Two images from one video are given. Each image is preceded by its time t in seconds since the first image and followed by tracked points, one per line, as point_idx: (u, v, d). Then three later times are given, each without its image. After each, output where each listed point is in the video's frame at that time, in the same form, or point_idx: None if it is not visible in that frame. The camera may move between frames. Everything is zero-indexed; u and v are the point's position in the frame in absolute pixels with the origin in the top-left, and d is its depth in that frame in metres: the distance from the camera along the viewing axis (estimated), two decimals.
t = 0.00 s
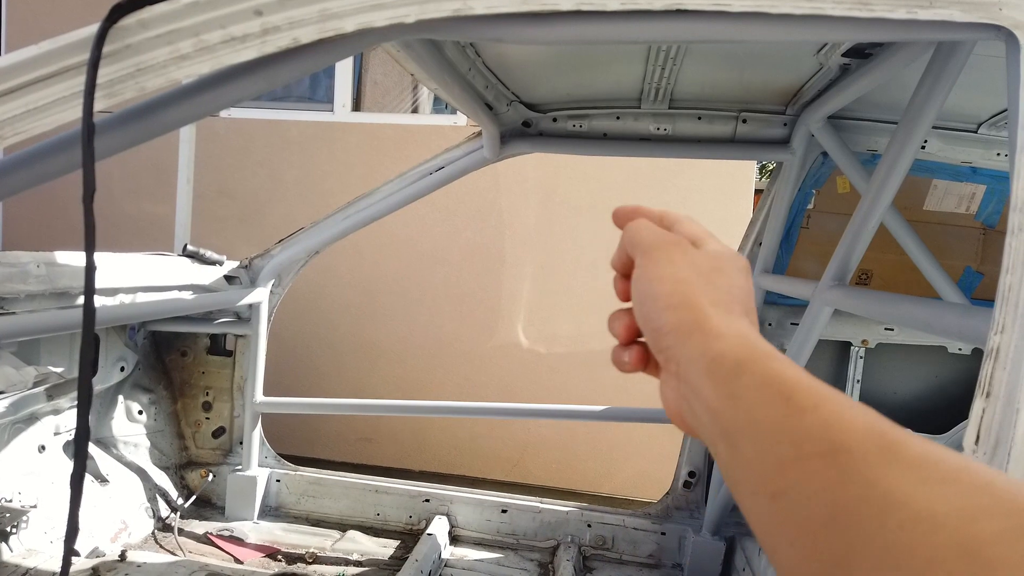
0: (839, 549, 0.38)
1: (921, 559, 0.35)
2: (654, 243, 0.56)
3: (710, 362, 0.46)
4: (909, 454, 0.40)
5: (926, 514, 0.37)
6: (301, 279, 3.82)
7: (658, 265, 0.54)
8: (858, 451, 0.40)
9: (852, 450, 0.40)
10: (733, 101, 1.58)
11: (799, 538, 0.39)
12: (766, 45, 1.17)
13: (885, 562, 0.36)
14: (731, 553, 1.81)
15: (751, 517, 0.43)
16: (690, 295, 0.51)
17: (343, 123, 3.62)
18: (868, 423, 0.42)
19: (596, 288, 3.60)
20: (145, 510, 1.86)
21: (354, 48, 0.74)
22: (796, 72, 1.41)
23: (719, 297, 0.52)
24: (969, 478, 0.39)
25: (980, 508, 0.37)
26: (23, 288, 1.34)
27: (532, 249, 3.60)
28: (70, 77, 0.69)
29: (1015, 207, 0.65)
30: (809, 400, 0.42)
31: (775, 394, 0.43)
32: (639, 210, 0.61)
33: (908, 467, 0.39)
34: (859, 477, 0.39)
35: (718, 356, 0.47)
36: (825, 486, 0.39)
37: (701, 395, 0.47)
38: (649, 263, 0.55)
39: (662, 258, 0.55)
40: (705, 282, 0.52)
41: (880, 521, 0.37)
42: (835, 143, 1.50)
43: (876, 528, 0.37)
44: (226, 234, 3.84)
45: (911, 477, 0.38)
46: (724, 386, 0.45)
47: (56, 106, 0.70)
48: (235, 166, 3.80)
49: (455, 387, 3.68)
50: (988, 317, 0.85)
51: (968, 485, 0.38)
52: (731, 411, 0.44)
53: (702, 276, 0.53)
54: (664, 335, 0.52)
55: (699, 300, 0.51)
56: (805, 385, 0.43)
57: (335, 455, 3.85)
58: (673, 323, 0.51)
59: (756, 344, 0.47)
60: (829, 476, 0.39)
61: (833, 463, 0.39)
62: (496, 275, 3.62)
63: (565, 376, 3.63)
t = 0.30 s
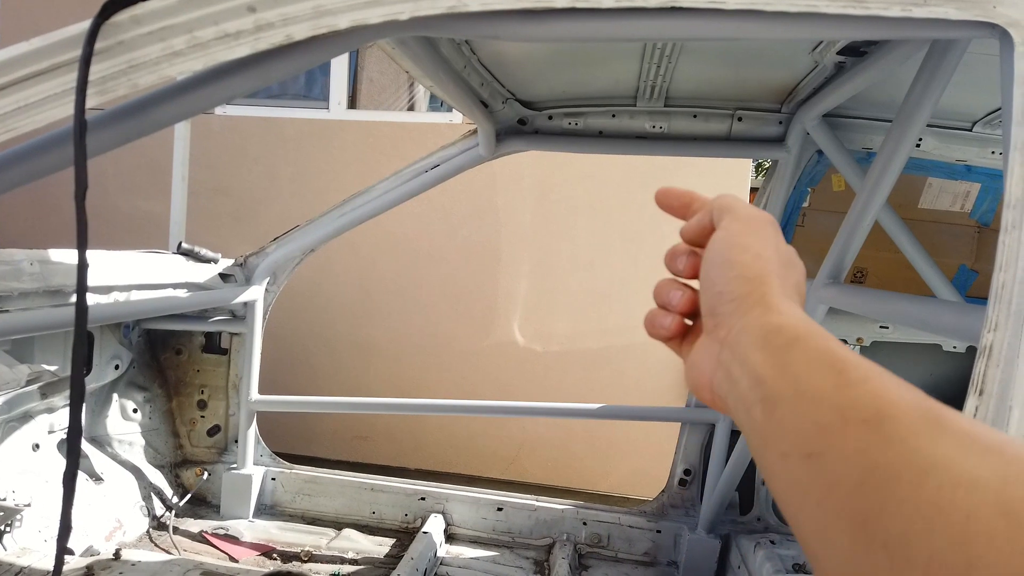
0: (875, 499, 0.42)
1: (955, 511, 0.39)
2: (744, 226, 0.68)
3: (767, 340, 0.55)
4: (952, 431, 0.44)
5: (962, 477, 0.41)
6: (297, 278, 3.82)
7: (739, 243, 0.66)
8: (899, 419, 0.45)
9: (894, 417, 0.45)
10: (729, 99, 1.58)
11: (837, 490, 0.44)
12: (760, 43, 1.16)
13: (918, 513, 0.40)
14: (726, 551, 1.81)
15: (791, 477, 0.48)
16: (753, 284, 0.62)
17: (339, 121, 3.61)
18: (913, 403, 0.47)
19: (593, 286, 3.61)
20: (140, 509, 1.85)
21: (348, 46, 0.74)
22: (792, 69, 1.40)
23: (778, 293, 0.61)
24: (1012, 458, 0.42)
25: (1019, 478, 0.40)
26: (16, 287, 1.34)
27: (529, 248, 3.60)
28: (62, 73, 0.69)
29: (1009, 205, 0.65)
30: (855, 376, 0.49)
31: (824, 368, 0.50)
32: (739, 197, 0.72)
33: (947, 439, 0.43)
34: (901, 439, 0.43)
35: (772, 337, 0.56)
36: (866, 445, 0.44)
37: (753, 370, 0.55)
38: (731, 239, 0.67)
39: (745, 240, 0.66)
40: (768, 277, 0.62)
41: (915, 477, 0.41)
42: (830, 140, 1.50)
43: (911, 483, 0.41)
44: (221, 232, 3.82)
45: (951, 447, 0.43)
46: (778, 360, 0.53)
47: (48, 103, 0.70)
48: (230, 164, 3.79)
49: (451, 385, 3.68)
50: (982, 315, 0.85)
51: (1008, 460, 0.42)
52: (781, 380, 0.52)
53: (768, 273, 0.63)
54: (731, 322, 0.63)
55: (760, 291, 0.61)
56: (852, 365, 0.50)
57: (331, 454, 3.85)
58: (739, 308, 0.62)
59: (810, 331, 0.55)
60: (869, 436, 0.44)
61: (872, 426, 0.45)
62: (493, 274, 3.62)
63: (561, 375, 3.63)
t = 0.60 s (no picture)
0: (867, 433, 0.47)
1: (940, 445, 0.43)
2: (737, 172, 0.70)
3: (763, 294, 0.59)
4: (940, 368, 0.48)
5: (949, 412, 0.45)
6: (295, 278, 3.81)
7: (734, 192, 0.69)
8: (888, 357, 0.49)
9: (883, 356, 0.49)
10: (726, 99, 1.59)
11: (830, 425, 0.49)
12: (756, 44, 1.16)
13: (907, 446, 0.44)
14: (723, 551, 1.81)
15: (784, 412, 0.53)
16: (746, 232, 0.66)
17: (336, 121, 3.61)
18: (902, 340, 0.51)
19: (590, 286, 3.62)
20: (137, 510, 1.85)
21: (345, 47, 0.74)
22: (789, 70, 1.41)
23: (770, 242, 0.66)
24: (995, 391, 0.46)
25: (1002, 412, 0.44)
26: (13, 288, 1.34)
27: (526, 248, 3.60)
28: (60, 75, 0.69)
29: (1003, 206, 0.65)
30: (846, 316, 0.53)
31: (816, 310, 0.54)
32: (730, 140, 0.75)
33: (937, 375, 0.47)
34: (891, 376, 0.48)
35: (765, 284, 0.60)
36: (858, 383, 0.48)
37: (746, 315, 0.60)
38: (725, 187, 0.70)
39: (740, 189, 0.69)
40: (761, 224, 0.66)
41: (903, 412, 0.46)
42: (826, 141, 1.50)
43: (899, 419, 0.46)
44: (219, 232, 3.82)
45: (937, 383, 0.47)
46: (775, 311, 0.57)
47: (45, 104, 0.70)
48: (228, 164, 3.79)
49: (449, 385, 3.68)
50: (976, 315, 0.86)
51: (993, 395, 0.46)
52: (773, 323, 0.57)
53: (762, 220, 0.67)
54: (725, 269, 0.68)
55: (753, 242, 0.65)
56: (844, 306, 0.55)
57: (329, 454, 3.85)
58: (732, 256, 0.67)
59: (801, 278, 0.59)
60: (861, 375, 0.49)
61: (863, 364, 0.49)
62: (491, 274, 3.62)
63: (559, 374, 3.63)
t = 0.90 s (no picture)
0: (798, 389, 0.46)
1: (869, 394, 0.42)
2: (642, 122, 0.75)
3: (691, 252, 0.60)
4: (870, 315, 0.47)
5: (881, 363, 0.43)
6: (293, 279, 3.81)
7: (639, 143, 0.74)
8: (816, 307, 0.48)
9: (810, 306, 0.48)
10: (723, 101, 1.59)
11: (763, 384, 0.48)
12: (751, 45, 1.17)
13: (840, 401, 0.43)
14: (720, 552, 1.82)
15: (714, 372, 0.52)
16: (658, 184, 0.70)
17: (334, 122, 3.61)
18: (829, 287, 0.50)
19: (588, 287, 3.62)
20: (135, 511, 1.85)
21: (342, 49, 0.73)
22: (785, 72, 1.41)
23: (695, 198, 0.67)
24: (925, 336, 0.45)
25: (934, 359, 0.43)
26: (9, 290, 1.33)
27: (525, 248, 3.60)
28: (57, 77, 0.69)
29: (997, 207, 0.66)
30: (770, 266, 0.53)
31: (739, 262, 0.55)
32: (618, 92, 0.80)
33: (868, 324, 0.46)
34: (820, 327, 0.47)
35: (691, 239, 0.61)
36: (785, 336, 0.48)
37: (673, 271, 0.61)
38: (631, 139, 0.75)
39: (642, 138, 0.75)
40: (667, 174, 0.71)
41: (830, 364, 0.45)
42: (824, 142, 1.51)
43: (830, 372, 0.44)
44: (217, 234, 3.82)
45: (864, 328, 0.46)
46: (703, 267, 0.57)
47: (41, 106, 0.70)
48: (225, 165, 3.79)
49: (447, 386, 3.68)
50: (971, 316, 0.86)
51: (925, 340, 0.45)
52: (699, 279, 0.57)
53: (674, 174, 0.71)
54: (647, 227, 0.71)
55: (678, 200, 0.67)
56: (768, 256, 0.55)
57: (327, 455, 3.84)
58: (650, 212, 0.70)
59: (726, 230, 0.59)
60: (787, 327, 0.48)
61: (791, 316, 0.48)
62: (488, 275, 3.62)
63: (557, 375, 3.63)
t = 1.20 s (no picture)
0: (750, 328, 0.39)
1: (821, 318, 0.36)
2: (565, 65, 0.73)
3: (645, 192, 0.55)
4: (823, 235, 0.40)
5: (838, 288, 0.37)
6: (291, 279, 3.81)
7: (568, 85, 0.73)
8: (765, 233, 0.42)
9: (759, 233, 0.42)
10: (722, 100, 1.59)
11: (714, 329, 0.42)
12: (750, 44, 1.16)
13: (794, 336, 0.37)
14: (720, 551, 1.81)
15: (673, 314, 0.47)
16: (602, 127, 0.68)
17: (333, 122, 3.61)
18: (781, 212, 0.44)
19: (587, 286, 3.63)
20: (132, 512, 1.85)
21: (338, 46, 0.73)
22: (783, 70, 1.41)
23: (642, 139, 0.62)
24: (891, 252, 0.38)
25: (900, 276, 0.36)
26: (5, 289, 1.33)
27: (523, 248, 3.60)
28: (50, 74, 0.68)
29: (999, 205, 0.66)
30: (718, 197, 0.47)
31: (688, 195, 0.49)
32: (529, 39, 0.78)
33: (823, 245, 0.39)
34: (767, 254, 0.40)
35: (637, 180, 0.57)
36: (733, 269, 0.42)
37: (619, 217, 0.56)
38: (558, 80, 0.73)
39: (570, 79, 0.75)
40: (608, 114, 0.69)
41: (780, 288, 0.38)
42: (823, 141, 1.50)
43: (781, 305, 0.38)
44: (215, 234, 3.82)
45: (817, 248, 0.40)
46: (654, 204, 0.52)
47: (35, 103, 0.69)
48: (224, 166, 3.79)
49: (446, 387, 3.67)
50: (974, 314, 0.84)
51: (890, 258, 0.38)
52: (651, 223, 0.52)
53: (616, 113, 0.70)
54: (596, 167, 0.69)
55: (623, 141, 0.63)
56: (717, 186, 0.49)
57: (325, 456, 3.84)
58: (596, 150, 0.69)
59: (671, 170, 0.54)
60: (735, 259, 0.42)
61: (735, 244, 0.43)
62: (487, 275, 3.63)
63: (556, 375, 3.62)
